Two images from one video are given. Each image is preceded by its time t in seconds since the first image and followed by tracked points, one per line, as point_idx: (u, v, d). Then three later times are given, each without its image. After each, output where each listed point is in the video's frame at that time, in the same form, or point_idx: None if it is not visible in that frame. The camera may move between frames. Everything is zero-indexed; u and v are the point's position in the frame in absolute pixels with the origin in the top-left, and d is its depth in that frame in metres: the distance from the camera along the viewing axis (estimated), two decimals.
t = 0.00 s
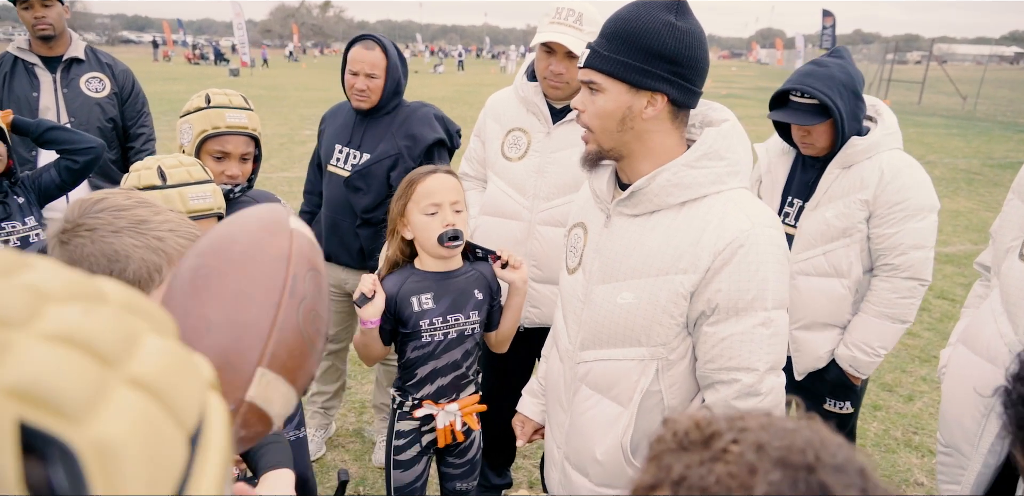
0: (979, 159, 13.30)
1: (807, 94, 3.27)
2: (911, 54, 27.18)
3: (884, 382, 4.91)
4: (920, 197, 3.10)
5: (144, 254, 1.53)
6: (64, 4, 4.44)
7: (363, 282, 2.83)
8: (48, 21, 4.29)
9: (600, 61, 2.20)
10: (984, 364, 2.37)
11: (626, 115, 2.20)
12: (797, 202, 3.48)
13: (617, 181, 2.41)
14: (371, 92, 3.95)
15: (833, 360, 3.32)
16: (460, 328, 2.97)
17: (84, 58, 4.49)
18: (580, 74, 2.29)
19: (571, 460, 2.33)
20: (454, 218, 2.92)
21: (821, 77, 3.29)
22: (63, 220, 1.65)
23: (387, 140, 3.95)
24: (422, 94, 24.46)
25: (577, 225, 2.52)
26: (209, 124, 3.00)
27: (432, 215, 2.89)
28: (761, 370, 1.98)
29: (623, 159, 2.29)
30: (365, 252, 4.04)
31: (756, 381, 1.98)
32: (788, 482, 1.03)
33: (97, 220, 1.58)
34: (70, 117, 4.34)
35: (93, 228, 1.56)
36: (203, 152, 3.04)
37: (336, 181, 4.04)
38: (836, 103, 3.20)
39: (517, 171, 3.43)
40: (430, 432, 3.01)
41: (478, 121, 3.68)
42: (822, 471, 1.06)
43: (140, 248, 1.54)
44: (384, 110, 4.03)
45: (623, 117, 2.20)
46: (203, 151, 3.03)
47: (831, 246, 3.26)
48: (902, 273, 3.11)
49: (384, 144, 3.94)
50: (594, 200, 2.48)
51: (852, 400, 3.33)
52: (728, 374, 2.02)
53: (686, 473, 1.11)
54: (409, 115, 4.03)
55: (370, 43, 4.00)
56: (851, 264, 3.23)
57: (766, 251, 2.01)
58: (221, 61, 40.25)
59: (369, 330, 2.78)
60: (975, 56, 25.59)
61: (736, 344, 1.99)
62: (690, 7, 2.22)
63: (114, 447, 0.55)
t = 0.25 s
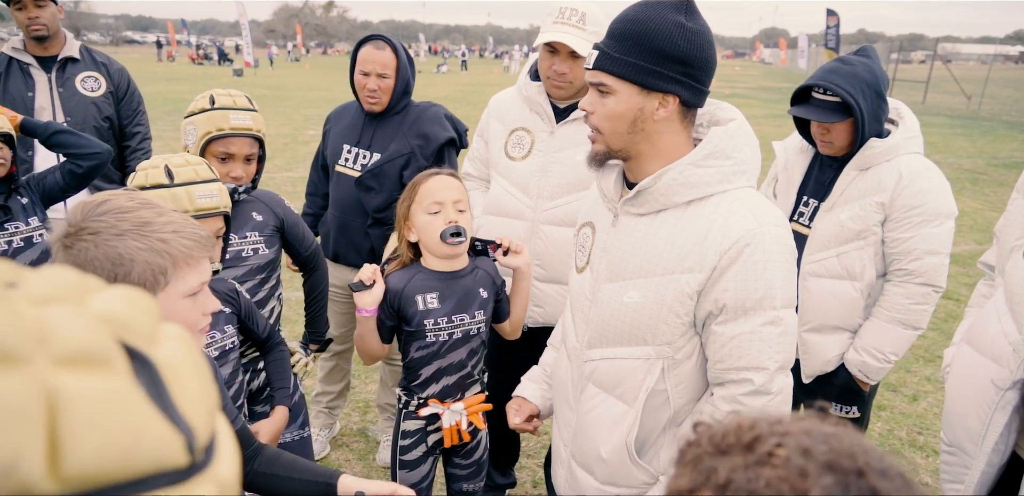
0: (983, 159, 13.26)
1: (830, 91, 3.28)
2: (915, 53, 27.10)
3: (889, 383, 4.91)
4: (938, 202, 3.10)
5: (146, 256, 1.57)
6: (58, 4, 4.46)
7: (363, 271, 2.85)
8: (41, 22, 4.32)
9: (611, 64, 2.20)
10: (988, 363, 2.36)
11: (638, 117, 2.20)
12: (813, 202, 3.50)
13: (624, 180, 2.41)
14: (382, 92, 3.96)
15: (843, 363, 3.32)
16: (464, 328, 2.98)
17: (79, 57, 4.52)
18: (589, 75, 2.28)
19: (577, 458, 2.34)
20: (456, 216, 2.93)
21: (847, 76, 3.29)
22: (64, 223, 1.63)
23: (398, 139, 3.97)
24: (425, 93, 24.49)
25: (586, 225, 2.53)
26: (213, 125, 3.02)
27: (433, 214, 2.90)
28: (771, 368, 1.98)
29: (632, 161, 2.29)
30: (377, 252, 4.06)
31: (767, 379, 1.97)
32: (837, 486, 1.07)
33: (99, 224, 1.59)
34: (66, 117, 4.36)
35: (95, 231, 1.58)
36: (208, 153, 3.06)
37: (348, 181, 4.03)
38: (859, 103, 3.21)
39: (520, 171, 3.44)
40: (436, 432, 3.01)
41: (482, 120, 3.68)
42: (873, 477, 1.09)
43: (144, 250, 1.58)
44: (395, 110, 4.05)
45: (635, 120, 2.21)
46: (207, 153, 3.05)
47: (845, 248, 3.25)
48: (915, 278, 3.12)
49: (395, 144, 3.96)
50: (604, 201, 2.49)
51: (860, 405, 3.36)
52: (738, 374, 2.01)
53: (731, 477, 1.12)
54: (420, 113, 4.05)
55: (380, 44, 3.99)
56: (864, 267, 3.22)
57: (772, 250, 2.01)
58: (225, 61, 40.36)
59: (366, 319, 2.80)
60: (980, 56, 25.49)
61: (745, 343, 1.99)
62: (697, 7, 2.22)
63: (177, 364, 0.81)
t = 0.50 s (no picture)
0: (986, 160, 13.25)
1: (845, 89, 3.28)
2: (917, 54, 27.08)
3: (891, 384, 4.91)
4: (948, 204, 3.10)
5: (139, 260, 1.57)
6: (48, 4, 4.42)
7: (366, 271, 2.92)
8: (33, 24, 4.30)
9: (631, 78, 2.17)
10: (991, 364, 2.36)
11: (661, 127, 2.21)
12: (822, 202, 3.48)
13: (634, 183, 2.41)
14: (385, 92, 3.98)
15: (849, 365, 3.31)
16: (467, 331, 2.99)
17: (71, 57, 4.52)
18: (602, 92, 2.25)
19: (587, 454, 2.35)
20: (458, 215, 2.93)
21: (863, 74, 3.30)
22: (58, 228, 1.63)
23: (404, 138, 4.00)
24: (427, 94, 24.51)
25: (598, 224, 2.50)
26: (216, 127, 3.03)
27: (434, 215, 2.91)
28: (768, 363, 1.97)
29: (651, 168, 2.30)
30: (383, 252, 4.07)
31: (765, 374, 1.97)
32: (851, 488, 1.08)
33: (92, 227, 1.59)
34: (60, 116, 4.38)
35: (87, 235, 1.58)
36: (210, 156, 3.07)
37: (354, 182, 4.03)
38: (873, 101, 3.21)
39: (523, 172, 3.44)
40: (438, 431, 3.01)
41: (483, 122, 3.68)
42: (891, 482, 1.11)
43: (136, 253, 1.58)
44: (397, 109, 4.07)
45: (658, 130, 2.21)
46: (209, 155, 3.06)
47: (853, 248, 3.25)
48: (923, 281, 3.12)
49: (400, 142, 3.99)
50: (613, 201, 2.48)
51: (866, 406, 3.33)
52: (736, 367, 2.00)
53: (746, 482, 1.12)
54: (423, 111, 4.09)
55: (381, 43, 4.00)
56: (872, 268, 3.22)
57: (780, 248, 2.02)
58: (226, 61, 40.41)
59: (367, 316, 2.84)
60: (982, 58, 25.47)
61: (744, 336, 1.99)
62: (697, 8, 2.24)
63: (189, 332, 0.93)
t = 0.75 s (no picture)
0: (983, 165, 13.28)
1: (849, 95, 3.29)
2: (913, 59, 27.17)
3: (890, 388, 4.91)
4: (947, 209, 3.11)
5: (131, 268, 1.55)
6: (36, 7, 4.34)
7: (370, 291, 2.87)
8: (22, 30, 4.22)
9: (645, 91, 2.16)
10: (989, 368, 2.37)
11: (676, 136, 2.22)
12: (821, 206, 3.49)
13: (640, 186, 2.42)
14: (376, 95, 3.98)
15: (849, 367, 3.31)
16: (464, 335, 2.99)
17: (63, 58, 4.49)
18: (614, 105, 2.22)
19: (590, 454, 2.36)
20: (458, 223, 2.92)
21: (864, 78, 3.31)
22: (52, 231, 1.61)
23: (399, 137, 4.02)
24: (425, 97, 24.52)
25: (602, 223, 2.50)
26: (214, 131, 3.01)
27: (436, 220, 2.90)
28: (737, 354, 2.00)
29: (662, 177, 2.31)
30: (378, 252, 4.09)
31: (733, 363, 2.01)
32: (834, 484, 1.08)
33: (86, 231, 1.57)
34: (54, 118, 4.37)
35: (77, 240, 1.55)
36: (208, 159, 3.06)
37: (348, 183, 4.02)
38: (876, 104, 3.23)
39: (522, 177, 3.44)
40: (436, 434, 3.02)
41: (482, 125, 3.69)
42: (867, 473, 1.10)
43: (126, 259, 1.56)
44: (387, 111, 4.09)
45: (671, 140, 2.22)
46: (208, 158, 3.05)
47: (854, 253, 3.25)
48: (923, 285, 3.13)
49: (395, 142, 4.01)
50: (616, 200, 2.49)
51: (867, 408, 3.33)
52: (708, 353, 2.05)
53: (731, 486, 1.12)
54: (413, 113, 4.12)
55: (371, 46, 4.01)
56: (873, 271, 3.22)
57: (777, 245, 2.07)
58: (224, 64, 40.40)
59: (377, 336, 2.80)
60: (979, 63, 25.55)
61: (720, 325, 2.04)
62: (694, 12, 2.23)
63: (172, 336, 0.80)
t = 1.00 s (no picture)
0: (976, 174, 13.34)
1: (847, 106, 3.30)
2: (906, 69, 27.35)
3: (885, 396, 4.92)
4: (937, 214, 3.16)
5: (139, 281, 1.53)
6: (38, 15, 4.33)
7: (363, 289, 2.83)
8: (22, 41, 4.21)
9: (652, 112, 2.14)
10: (987, 375, 2.37)
11: (682, 151, 2.22)
12: (815, 214, 3.50)
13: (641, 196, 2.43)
14: (363, 102, 3.98)
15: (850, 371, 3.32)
16: (459, 343, 2.99)
17: (64, 67, 4.49)
18: (621, 128, 2.19)
19: (592, 464, 2.36)
20: (457, 231, 2.93)
21: (857, 89, 3.34)
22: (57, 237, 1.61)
23: (387, 145, 4.02)
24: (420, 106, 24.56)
25: (599, 234, 2.50)
26: (211, 140, 3.01)
27: (434, 227, 2.90)
28: (743, 363, 2.00)
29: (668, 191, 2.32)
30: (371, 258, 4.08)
31: (739, 372, 2.00)
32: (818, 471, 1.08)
33: (88, 242, 1.55)
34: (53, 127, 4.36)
35: (86, 249, 1.54)
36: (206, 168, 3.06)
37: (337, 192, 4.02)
38: (876, 113, 3.25)
39: (519, 185, 3.45)
40: (431, 443, 3.00)
41: (478, 134, 3.70)
42: (849, 459, 1.10)
43: (135, 272, 1.54)
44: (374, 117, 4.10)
45: (679, 156, 2.22)
46: (206, 167, 3.04)
47: (851, 259, 3.26)
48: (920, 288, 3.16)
49: (384, 149, 4.01)
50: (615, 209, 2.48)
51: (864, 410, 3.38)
52: (715, 364, 2.05)
53: (720, 478, 1.12)
54: (399, 120, 4.13)
55: (356, 53, 4.00)
56: (870, 277, 3.24)
57: (777, 253, 2.07)
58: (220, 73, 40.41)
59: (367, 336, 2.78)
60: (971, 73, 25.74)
61: (723, 334, 2.04)
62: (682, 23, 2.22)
63: (39, 380, 0.66)
